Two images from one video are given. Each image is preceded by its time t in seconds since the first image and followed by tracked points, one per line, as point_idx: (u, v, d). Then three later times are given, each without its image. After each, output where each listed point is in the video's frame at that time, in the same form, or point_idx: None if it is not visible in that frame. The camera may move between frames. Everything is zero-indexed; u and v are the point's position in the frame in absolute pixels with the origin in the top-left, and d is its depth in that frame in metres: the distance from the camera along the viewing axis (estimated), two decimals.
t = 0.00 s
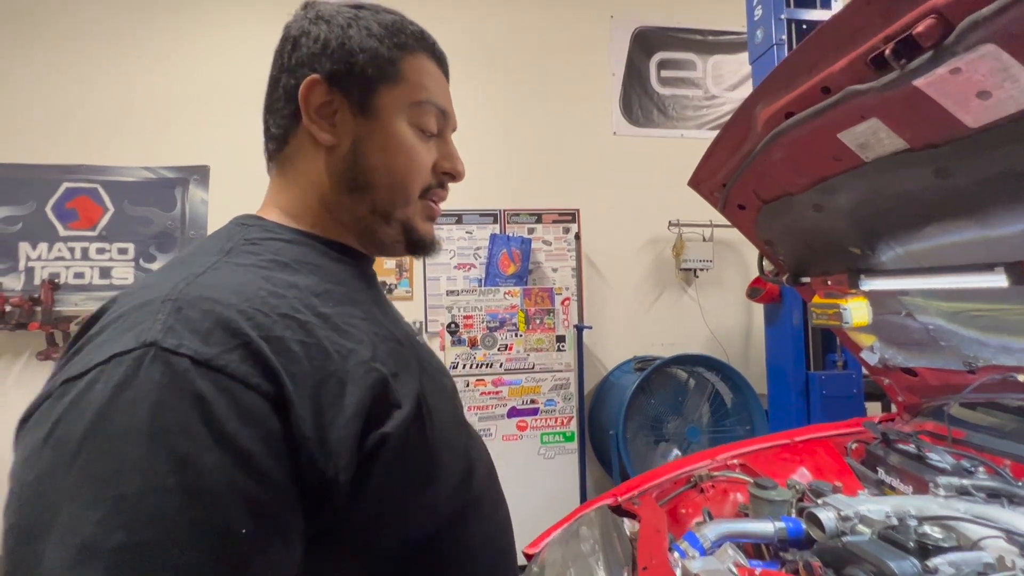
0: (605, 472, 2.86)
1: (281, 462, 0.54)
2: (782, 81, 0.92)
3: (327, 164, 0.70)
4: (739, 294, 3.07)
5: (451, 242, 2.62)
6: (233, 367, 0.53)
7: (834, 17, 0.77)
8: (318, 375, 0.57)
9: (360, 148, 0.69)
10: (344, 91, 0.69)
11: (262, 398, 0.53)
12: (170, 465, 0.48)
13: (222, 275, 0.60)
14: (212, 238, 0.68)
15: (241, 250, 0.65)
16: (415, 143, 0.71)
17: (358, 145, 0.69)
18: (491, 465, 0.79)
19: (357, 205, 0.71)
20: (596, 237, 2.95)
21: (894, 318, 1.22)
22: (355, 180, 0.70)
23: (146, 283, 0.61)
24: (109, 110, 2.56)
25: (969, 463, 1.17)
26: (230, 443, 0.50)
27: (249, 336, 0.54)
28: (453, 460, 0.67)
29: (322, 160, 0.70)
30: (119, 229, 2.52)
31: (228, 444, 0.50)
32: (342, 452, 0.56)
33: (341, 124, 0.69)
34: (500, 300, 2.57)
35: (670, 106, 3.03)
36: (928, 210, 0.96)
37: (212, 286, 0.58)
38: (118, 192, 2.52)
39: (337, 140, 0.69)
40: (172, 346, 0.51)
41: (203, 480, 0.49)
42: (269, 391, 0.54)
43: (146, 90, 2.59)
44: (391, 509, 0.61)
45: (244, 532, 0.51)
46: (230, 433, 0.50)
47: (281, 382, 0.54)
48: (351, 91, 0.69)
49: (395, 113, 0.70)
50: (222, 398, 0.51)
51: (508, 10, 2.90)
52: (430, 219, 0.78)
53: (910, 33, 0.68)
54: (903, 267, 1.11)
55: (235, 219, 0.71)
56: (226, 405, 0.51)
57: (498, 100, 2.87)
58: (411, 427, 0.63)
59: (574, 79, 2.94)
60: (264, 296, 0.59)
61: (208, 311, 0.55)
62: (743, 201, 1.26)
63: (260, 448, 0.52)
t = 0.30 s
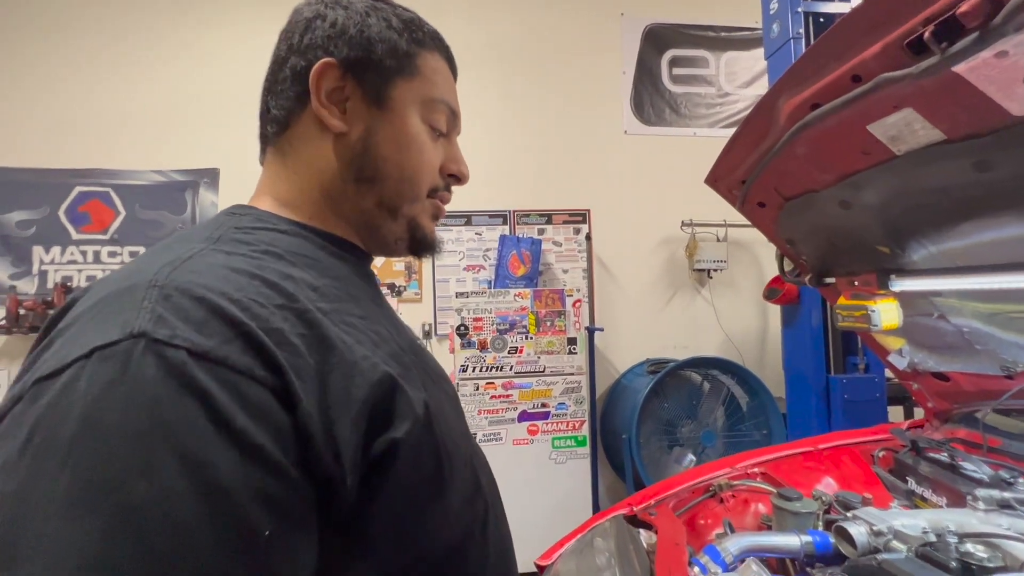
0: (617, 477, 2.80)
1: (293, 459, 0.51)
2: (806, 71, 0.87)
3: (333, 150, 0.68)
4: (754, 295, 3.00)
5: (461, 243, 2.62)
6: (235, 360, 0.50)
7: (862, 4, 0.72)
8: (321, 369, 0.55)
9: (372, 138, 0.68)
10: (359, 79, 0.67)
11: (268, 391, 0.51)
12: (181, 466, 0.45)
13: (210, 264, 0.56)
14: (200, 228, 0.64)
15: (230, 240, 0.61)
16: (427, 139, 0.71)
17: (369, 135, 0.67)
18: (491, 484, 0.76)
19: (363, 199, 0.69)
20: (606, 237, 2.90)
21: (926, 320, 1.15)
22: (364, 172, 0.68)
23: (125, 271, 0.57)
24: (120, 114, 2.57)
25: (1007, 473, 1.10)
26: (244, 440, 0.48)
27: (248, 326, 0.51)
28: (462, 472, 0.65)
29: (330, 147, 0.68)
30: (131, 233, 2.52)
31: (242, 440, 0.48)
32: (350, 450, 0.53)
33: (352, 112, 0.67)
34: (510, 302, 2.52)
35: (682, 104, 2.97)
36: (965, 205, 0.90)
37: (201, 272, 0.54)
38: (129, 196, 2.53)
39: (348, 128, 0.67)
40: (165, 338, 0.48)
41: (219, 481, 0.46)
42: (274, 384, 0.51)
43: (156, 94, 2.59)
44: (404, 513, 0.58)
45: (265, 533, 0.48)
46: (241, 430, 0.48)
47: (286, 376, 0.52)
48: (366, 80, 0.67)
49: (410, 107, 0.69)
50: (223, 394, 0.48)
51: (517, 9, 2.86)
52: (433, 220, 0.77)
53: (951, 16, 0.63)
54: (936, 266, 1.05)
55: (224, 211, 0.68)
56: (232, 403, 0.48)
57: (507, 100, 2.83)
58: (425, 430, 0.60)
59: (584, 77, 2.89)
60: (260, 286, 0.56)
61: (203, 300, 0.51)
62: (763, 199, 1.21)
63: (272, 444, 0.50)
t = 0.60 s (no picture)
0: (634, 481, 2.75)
1: (291, 477, 0.50)
2: (835, 61, 0.83)
3: (342, 153, 0.67)
4: (775, 296, 2.93)
5: (475, 245, 2.61)
6: (234, 371, 0.49)
7: None
8: (330, 380, 0.53)
9: (381, 140, 0.66)
10: (371, 78, 0.66)
11: (268, 406, 0.50)
12: (169, 490, 0.45)
13: (218, 268, 0.56)
14: (210, 227, 0.64)
15: (238, 241, 0.61)
16: (439, 142, 0.69)
17: (379, 137, 0.66)
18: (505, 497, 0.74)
19: (372, 204, 0.68)
20: (622, 238, 2.86)
21: (961, 321, 1.10)
22: (373, 176, 0.67)
23: (133, 273, 0.58)
24: (139, 119, 2.60)
25: None
26: (237, 458, 0.47)
27: (251, 335, 0.51)
28: (475, 490, 0.63)
29: (339, 148, 0.67)
30: (151, 236, 2.56)
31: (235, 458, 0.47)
32: (360, 465, 0.52)
33: (362, 112, 0.66)
34: (524, 303, 2.50)
35: (699, 102, 2.92)
36: (1002, 200, 0.85)
37: (205, 278, 0.54)
38: (149, 200, 2.56)
39: (358, 129, 0.66)
40: (161, 346, 0.48)
41: (207, 503, 0.45)
42: (276, 397, 0.50)
43: (175, 99, 2.62)
44: (411, 528, 0.57)
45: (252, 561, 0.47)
46: (234, 447, 0.47)
47: (290, 389, 0.51)
48: (377, 78, 0.66)
49: (423, 107, 0.68)
50: (219, 407, 0.48)
51: (530, 9, 2.84)
52: (443, 226, 0.76)
53: None
54: (972, 266, 0.99)
55: (232, 210, 0.68)
56: (228, 415, 0.48)
57: (520, 100, 2.81)
58: (434, 444, 0.59)
59: (598, 76, 2.86)
60: (268, 293, 0.55)
61: (205, 307, 0.51)
62: (786, 197, 1.18)
63: (267, 461, 0.49)
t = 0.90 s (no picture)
0: (651, 483, 2.71)
1: (269, 497, 0.50)
2: (860, 50, 0.80)
3: (320, 159, 0.67)
4: (796, 295, 2.86)
5: (489, 245, 2.60)
6: (205, 391, 0.49)
7: None
8: (309, 395, 0.53)
9: (358, 140, 0.66)
10: (340, 77, 0.65)
11: (243, 425, 0.50)
12: (133, 513, 0.45)
13: (195, 283, 0.56)
14: (195, 240, 0.65)
15: (219, 252, 0.61)
16: (421, 134, 0.69)
17: (355, 137, 0.66)
18: (510, 493, 0.74)
19: (356, 209, 0.68)
20: (638, 237, 2.82)
21: (994, 322, 1.05)
22: (355, 181, 0.66)
23: (115, 292, 0.58)
24: (161, 124, 2.66)
25: None
26: (208, 482, 0.47)
27: (224, 353, 0.51)
28: (475, 490, 0.65)
29: (315, 154, 0.67)
30: (172, 238, 2.61)
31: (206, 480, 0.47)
32: (343, 481, 0.52)
33: (335, 113, 0.66)
34: (538, 303, 2.49)
35: (716, 98, 2.87)
36: None
37: (179, 295, 0.54)
38: (170, 203, 2.61)
39: (331, 133, 0.66)
40: (130, 367, 0.48)
41: (175, 530, 0.45)
42: (251, 416, 0.50)
43: (195, 104, 2.67)
44: (406, 531, 0.59)
45: None
46: (206, 469, 0.47)
47: (265, 407, 0.50)
48: (346, 76, 0.65)
49: (400, 99, 0.67)
50: (190, 428, 0.48)
51: (544, 7, 2.82)
52: (436, 224, 0.75)
53: None
54: (1003, 264, 0.94)
55: (220, 220, 0.69)
56: (198, 437, 0.48)
57: (534, 99, 2.80)
58: (420, 451, 0.60)
59: (612, 73, 2.83)
60: (247, 306, 0.55)
61: (178, 325, 0.51)
62: (806, 193, 1.15)
63: (241, 483, 0.49)
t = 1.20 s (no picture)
0: (663, 487, 2.69)
1: (245, 516, 0.51)
2: (871, 48, 0.78)
3: (308, 174, 0.68)
4: (812, 296, 2.82)
5: (500, 247, 2.64)
6: (182, 412, 0.50)
7: None
8: (293, 410, 0.55)
9: (340, 153, 0.67)
10: (319, 93, 0.67)
11: (219, 445, 0.51)
12: (104, 533, 0.45)
13: (183, 302, 0.58)
14: (190, 257, 0.67)
15: (211, 270, 0.63)
16: (406, 142, 0.69)
17: (337, 151, 0.67)
18: (512, 499, 0.75)
19: (346, 221, 0.69)
20: (650, 238, 2.80)
21: (1014, 328, 1.02)
22: (342, 195, 0.68)
23: (108, 312, 0.60)
24: (180, 131, 2.72)
25: None
26: (180, 503, 0.48)
27: (206, 373, 0.52)
28: (468, 497, 0.66)
29: (302, 170, 0.69)
30: (190, 241, 2.66)
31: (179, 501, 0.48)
32: (325, 497, 0.53)
33: (319, 128, 0.67)
34: (549, 305, 2.48)
35: (730, 97, 2.83)
36: None
37: (166, 316, 0.56)
38: (188, 207, 2.67)
39: (315, 149, 0.68)
40: (110, 391, 0.49)
41: (145, 553, 0.46)
42: (229, 436, 0.51)
43: (212, 110, 2.73)
44: (394, 541, 0.60)
45: None
46: (179, 489, 0.48)
47: (245, 425, 0.52)
48: (324, 91, 0.67)
49: (382, 108, 0.68)
50: (167, 449, 0.49)
51: (555, 9, 2.82)
52: (429, 231, 0.76)
53: None
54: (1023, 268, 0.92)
55: (217, 236, 0.71)
56: (174, 459, 0.49)
57: (545, 101, 2.80)
58: (407, 462, 0.61)
59: (624, 74, 2.81)
60: (234, 323, 0.57)
61: (162, 346, 0.53)
62: (818, 195, 1.13)
63: (217, 502, 0.50)
